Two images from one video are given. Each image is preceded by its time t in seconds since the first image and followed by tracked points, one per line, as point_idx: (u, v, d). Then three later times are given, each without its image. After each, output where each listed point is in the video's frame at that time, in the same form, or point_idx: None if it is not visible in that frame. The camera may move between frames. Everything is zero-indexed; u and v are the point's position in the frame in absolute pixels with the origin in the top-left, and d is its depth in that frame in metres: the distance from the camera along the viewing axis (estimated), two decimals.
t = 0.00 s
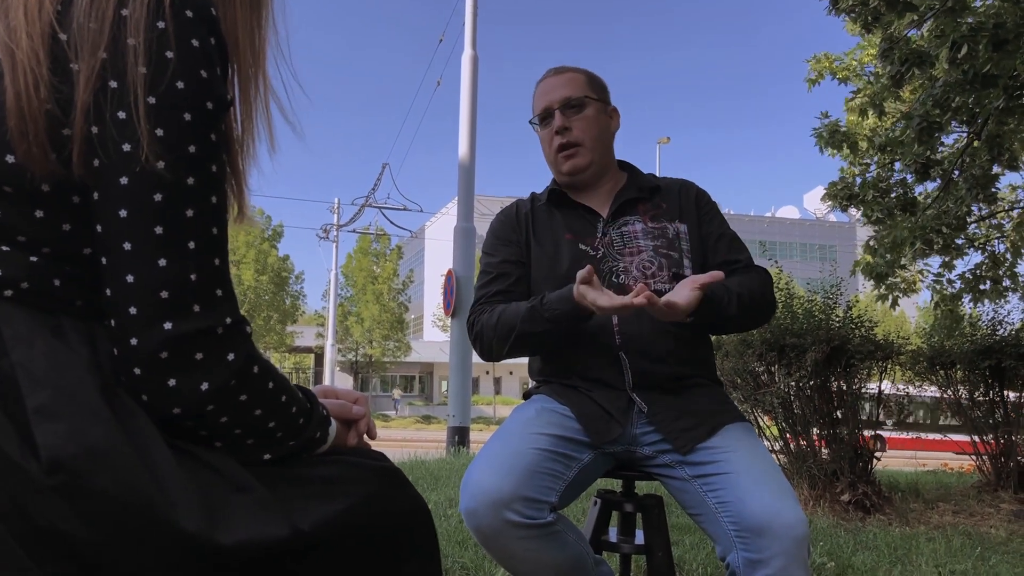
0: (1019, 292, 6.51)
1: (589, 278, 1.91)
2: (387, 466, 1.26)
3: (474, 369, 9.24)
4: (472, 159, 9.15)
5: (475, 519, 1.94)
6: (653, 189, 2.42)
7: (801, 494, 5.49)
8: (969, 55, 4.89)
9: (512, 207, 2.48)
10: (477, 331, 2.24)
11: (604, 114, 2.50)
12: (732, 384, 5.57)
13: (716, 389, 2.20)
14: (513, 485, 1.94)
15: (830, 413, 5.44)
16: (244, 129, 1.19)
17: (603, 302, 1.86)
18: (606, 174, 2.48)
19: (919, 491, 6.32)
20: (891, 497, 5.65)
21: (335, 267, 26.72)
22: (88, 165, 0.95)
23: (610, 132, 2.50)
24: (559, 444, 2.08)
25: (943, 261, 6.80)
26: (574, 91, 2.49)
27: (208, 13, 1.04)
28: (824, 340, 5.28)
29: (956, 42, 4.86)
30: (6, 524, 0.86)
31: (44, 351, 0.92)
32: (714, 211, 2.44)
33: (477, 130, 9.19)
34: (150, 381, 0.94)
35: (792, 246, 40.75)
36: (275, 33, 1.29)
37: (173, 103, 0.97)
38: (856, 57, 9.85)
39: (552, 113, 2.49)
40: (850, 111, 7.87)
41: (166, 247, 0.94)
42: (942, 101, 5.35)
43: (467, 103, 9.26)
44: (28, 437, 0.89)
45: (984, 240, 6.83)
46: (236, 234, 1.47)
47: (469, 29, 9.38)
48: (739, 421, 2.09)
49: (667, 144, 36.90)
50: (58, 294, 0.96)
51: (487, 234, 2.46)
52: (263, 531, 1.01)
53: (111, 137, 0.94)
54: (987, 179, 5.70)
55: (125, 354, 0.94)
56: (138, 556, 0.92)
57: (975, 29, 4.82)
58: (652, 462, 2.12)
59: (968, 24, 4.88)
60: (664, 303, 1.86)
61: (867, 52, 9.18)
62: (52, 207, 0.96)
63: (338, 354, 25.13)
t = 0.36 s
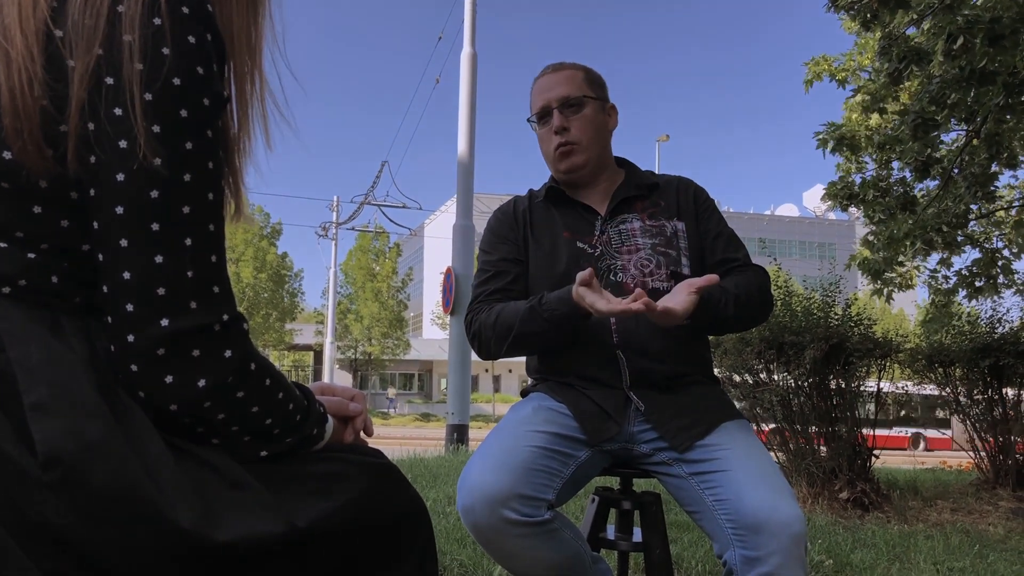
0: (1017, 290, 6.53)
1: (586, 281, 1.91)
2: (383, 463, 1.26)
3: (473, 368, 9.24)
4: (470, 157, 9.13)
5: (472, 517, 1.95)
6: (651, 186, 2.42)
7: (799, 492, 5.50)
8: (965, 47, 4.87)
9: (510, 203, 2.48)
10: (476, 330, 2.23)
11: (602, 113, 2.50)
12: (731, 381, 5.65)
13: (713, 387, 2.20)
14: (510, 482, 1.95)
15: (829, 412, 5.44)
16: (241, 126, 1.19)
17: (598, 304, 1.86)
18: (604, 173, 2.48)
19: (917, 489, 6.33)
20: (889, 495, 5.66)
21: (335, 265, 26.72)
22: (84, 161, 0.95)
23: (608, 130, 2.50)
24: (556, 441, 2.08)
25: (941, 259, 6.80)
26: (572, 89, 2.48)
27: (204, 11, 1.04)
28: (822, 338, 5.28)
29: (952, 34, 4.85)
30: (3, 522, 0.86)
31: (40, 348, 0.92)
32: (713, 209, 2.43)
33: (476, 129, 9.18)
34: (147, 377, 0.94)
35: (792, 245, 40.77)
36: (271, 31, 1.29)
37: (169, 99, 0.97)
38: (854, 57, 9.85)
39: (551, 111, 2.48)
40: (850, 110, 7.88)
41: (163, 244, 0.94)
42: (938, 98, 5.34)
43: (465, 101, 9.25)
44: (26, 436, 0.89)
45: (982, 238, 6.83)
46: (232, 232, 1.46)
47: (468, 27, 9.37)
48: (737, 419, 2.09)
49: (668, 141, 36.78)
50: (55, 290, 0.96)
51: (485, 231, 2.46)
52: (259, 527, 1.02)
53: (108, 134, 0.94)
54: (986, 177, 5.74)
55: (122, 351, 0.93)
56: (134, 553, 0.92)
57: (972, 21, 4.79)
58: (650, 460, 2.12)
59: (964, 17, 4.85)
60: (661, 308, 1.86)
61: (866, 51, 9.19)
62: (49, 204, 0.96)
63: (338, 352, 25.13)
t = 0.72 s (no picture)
0: (1016, 287, 6.53)
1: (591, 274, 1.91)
2: (383, 457, 1.25)
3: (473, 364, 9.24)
4: (470, 154, 9.12)
5: (473, 512, 1.94)
6: (654, 183, 2.41)
7: (799, 489, 5.50)
8: (964, 44, 4.92)
9: (512, 199, 2.46)
10: (477, 325, 2.23)
11: (607, 109, 2.50)
12: (731, 377, 5.67)
13: (714, 382, 2.20)
14: (511, 477, 1.94)
15: (828, 408, 5.44)
16: (240, 119, 1.18)
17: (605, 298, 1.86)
18: (608, 168, 2.47)
19: (917, 486, 6.34)
20: (889, 492, 5.67)
21: (334, 262, 26.70)
22: (84, 153, 0.94)
23: (613, 126, 2.50)
24: (557, 437, 2.08)
25: (940, 256, 6.80)
26: (578, 85, 2.48)
27: (204, 2, 1.03)
28: (823, 335, 5.28)
29: (952, 32, 4.88)
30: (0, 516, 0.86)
31: (38, 340, 0.91)
32: (715, 206, 2.43)
33: (475, 125, 9.17)
34: (146, 370, 0.93)
35: (791, 243, 40.77)
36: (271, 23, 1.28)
37: (169, 90, 0.96)
38: (854, 53, 9.84)
39: (557, 106, 2.48)
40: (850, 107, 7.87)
41: (162, 236, 0.93)
42: (939, 96, 5.33)
43: (465, 98, 9.24)
44: (24, 428, 0.89)
45: (982, 236, 6.83)
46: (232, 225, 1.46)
47: (468, 24, 9.36)
48: (738, 415, 2.08)
49: (667, 138, 36.74)
50: (53, 283, 0.95)
51: (487, 226, 2.45)
52: (259, 521, 1.01)
53: (107, 125, 0.93)
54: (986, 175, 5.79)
55: (121, 343, 0.93)
56: (134, 546, 0.91)
57: (971, 19, 4.81)
58: (650, 456, 2.12)
59: (965, 15, 4.85)
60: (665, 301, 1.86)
61: (866, 47, 9.17)
62: (47, 195, 0.95)
63: (337, 350, 25.12)
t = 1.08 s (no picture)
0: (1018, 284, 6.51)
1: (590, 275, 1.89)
2: (383, 453, 1.25)
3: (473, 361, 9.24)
4: (470, 151, 9.12)
5: (473, 508, 1.95)
6: (651, 180, 2.42)
7: (799, 486, 5.51)
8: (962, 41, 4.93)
9: (508, 199, 2.46)
10: (476, 323, 2.23)
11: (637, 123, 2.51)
12: (731, 375, 5.64)
13: (714, 378, 2.20)
14: (512, 473, 1.94)
15: (828, 404, 5.45)
16: (241, 115, 1.18)
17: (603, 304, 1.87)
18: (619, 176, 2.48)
19: (916, 482, 6.35)
20: (888, 488, 5.68)
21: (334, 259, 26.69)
22: (83, 148, 0.94)
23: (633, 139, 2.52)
24: (558, 433, 2.08)
25: (940, 252, 6.80)
26: (633, 92, 2.45)
27: None
28: (823, 332, 5.28)
29: (950, 29, 4.91)
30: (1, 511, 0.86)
31: (38, 335, 0.91)
32: (711, 203, 2.44)
33: (475, 122, 9.16)
34: (146, 366, 0.93)
35: (791, 239, 40.75)
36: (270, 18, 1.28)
37: (169, 86, 0.96)
38: (855, 47, 9.82)
39: (611, 100, 2.41)
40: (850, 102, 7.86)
41: (163, 231, 0.93)
42: (940, 90, 5.33)
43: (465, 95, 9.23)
44: (25, 424, 0.89)
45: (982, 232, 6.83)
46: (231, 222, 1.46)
47: (468, 21, 9.35)
48: (738, 411, 2.08)
49: (667, 135, 36.65)
50: (53, 279, 0.95)
51: (484, 225, 2.44)
52: (260, 517, 1.01)
53: (108, 121, 0.93)
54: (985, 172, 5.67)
55: (120, 340, 0.93)
56: (134, 542, 0.91)
57: (970, 15, 4.85)
58: (650, 452, 2.13)
59: (963, 11, 4.90)
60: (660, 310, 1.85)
61: (866, 43, 9.15)
62: (47, 191, 0.95)
63: (337, 347, 25.13)
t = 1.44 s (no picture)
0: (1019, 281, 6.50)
1: (603, 239, 1.93)
2: (382, 449, 1.25)
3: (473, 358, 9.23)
4: (470, 148, 9.11)
5: (474, 504, 1.95)
6: (652, 175, 2.41)
7: (798, 482, 5.52)
8: (959, 34, 4.84)
9: (510, 195, 2.46)
10: (476, 311, 2.22)
11: (613, 107, 2.47)
12: (730, 371, 5.62)
13: (714, 374, 2.19)
14: (512, 468, 1.94)
15: (827, 401, 5.45)
16: (240, 109, 1.18)
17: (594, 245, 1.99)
18: (609, 167, 2.47)
19: (916, 479, 6.36)
20: (888, 485, 5.69)
21: (333, 257, 26.68)
22: (81, 142, 0.94)
23: (617, 124, 2.48)
24: (558, 428, 2.08)
25: (940, 250, 6.80)
26: (587, 82, 2.43)
27: None
28: (822, 328, 5.28)
29: (947, 22, 4.79)
30: None
31: (35, 329, 0.91)
32: (713, 199, 2.43)
33: (475, 120, 9.15)
34: (144, 361, 0.93)
35: (791, 237, 40.75)
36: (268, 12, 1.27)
37: (167, 79, 0.96)
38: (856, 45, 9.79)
39: (563, 103, 2.43)
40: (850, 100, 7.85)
41: (161, 226, 0.93)
42: (938, 84, 5.36)
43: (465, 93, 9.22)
44: (22, 419, 0.88)
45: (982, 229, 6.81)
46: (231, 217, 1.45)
47: (467, 17, 9.34)
48: (739, 407, 2.08)
49: (667, 131, 36.50)
50: (50, 273, 0.95)
51: (486, 222, 2.44)
52: (257, 513, 1.01)
53: (105, 114, 0.93)
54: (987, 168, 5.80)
55: (118, 335, 0.93)
56: (132, 538, 0.91)
57: (968, 9, 4.73)
58: (650, 447, 2.13)
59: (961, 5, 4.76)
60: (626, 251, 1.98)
61: (867, 40, 9.13)
62: (44, 184, 0.95)
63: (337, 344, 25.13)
